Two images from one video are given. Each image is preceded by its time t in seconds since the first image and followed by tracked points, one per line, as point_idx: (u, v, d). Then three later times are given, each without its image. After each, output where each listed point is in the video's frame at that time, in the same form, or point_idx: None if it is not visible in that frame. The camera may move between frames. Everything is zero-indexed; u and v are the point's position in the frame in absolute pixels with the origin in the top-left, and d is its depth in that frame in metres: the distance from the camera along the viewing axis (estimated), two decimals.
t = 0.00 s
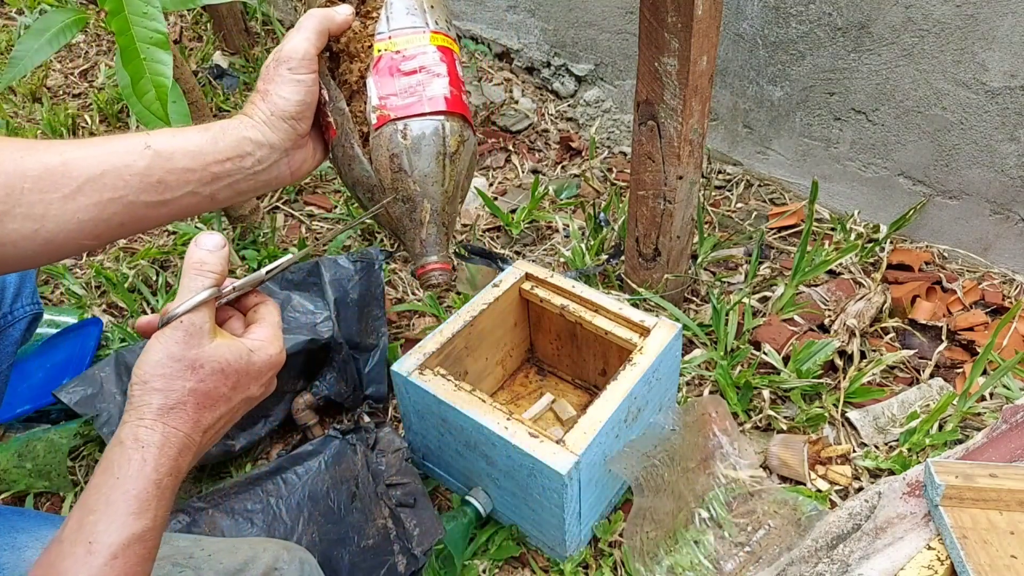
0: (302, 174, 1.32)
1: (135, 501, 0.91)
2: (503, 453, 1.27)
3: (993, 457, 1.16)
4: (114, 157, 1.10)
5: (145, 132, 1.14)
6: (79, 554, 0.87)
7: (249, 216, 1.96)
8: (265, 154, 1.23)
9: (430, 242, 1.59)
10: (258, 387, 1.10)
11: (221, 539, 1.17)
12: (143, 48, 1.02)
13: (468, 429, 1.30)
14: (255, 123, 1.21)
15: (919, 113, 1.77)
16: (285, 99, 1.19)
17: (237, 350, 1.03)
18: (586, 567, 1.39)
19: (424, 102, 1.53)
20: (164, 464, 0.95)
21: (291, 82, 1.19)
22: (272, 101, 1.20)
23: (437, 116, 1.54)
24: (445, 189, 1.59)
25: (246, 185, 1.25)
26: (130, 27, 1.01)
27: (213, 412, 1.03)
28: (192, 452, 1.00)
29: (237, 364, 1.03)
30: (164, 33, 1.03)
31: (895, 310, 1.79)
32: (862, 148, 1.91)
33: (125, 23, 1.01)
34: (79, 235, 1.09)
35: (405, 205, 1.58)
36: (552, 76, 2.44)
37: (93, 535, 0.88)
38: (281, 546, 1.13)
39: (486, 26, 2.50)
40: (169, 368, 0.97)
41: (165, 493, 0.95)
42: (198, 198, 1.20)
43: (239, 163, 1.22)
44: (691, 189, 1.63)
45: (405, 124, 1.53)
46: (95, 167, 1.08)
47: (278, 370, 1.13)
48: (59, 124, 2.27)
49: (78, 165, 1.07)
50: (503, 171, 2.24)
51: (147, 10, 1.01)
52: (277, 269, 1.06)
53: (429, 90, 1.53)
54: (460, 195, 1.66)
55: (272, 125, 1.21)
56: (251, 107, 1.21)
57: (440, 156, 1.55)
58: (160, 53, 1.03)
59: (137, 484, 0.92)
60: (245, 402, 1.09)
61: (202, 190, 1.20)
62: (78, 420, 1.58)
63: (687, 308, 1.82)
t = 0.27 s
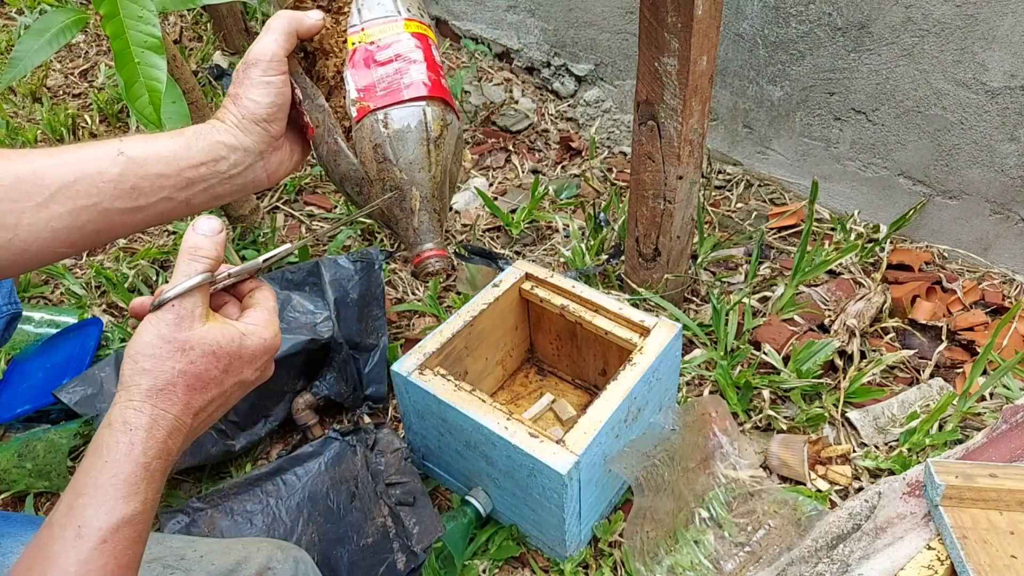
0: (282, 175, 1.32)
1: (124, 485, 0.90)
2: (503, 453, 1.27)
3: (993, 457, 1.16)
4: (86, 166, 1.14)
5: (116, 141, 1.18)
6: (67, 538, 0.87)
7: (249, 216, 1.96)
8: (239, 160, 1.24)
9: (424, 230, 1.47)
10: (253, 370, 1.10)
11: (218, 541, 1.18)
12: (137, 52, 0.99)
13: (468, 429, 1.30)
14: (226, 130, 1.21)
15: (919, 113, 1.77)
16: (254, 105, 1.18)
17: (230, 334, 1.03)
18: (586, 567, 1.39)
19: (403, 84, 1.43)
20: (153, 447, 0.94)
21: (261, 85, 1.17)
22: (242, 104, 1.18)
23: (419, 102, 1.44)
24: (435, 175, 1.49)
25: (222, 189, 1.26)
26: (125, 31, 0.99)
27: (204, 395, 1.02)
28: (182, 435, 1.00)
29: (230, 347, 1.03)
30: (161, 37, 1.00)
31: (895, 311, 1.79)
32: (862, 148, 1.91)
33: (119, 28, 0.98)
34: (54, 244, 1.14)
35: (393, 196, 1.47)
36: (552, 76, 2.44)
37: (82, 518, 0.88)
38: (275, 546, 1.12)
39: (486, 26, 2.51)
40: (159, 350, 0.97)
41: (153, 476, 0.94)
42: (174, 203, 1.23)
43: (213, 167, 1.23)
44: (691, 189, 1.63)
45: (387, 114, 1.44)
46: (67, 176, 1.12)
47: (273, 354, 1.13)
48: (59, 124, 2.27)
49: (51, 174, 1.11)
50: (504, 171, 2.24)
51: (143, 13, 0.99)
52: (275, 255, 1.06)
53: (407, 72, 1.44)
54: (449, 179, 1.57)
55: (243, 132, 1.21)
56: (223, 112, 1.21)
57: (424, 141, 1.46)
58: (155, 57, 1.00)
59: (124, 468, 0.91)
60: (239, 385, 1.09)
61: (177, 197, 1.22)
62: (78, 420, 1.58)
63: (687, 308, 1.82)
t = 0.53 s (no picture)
0: (265, 163, 1.39)
1: (138, 441, 0.92)
2: (503, 453, 1.27)
3: (993, 457, 1.16)
4: (72, 160, 1.20)
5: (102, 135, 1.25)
6: (85, 490, 0.88)
7: (249, 216, 1.96)
8: (222, 150, 1.30)
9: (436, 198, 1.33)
10: (262, 339, 1.09)
11: (218, 540, 1.18)
12: (132, 48, 0.99)
13: (468, 429, 1.30)
14: (207, 123, 1.27)
15: (920, 113, 1.77)
16: (232, 100, 1.23)
17: (240, 300, 1.02)
18: (586, 567, 1.39)
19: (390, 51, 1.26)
20: (165, 406, 0.95)
21: (238, 80, 1.21)
22: (221, 99, 1.23)
23: (412, 69, 1.27)
24: (437, 142, 1.32)
25: (206, 177, 1.33)
26: (119, 28, 0.99)
27: (213, 359, 1.02)
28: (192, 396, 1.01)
29: (239, 313, 1.02)
30: (155, 34, 0.99)
31: (895, 311, 1.79)
32: (862, 148, 1.91)
33: (114, 25, 0.98)
34: (44, 238, 1.20)
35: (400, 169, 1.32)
36: (552, 76, 2.44)
37: (99, 471, 0.89)
38: (274, 546, 1.12)
39: (486, 26, 2.51)
40: (170, 311, 0.97)
41: (166, 433, 0.96)
42: (161, 193, 1.30)
43: (198, 159, 1.29)
44: (691, 189, 1.63)
45: (380, 86, 1.26)
46: (54, 171, 1.18)
47: (284, 324, 1.12)
48: (59, 124, 2.27)
49: (38, 169, 1.16)
50: (504, 171, 2.24)
51: (136, 9, 0.98)
52: (289, 224, 1.04)
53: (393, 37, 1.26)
54: (455, 146, 1.40)
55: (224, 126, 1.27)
56: (203, 105, 1.26)
57: (422, 109, 1.29)
58: (150, 54, 1.00)
59: (138, 425, 0.93)
60: (249, 352, 1.08)
61: (164, 187, 1.29)
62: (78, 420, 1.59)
63: (687, 308, 1.82)
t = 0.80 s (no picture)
0: (258, 156, 1.37)
1: (144, 425, 0.92)
2: (503, 453, 1.27)
3: (993, 457, 1.16)
4: (64, 155, 1.21)
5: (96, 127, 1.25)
6: (93, 473, 0.88)
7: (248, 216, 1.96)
8: (214, 142, 1.29)
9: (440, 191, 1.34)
10: (265, 327, 1.08)
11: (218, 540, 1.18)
12: (133, 50, 0.99)
13: (468, 428, 1.30)
14: (199, 115, 1.25)
15: (920, 113, 1.77)
16: (223, 92, 1.22)
17: (241, 291, 1.01)
18: (586, 567, 1.39)
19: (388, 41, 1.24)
20: (170, 392, 0.96)
21: (232, 73, 1.20)
22: (213, 91, 1.22)
23: (410, 58, 1.26)
24: (437, 135, 1.33)
25: (200, 169, 1.32)
26: (121, 29, 0.98)
27: (216, 349, 1.01)
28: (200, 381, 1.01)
29: (239, 303, 1.01)
30: (156, 36, 0.99)
31: (895, 311, 1.79)
32: (862, 148, 1.91)
33: (116, 27, 0.98)
34: (38, 233, 1.22)
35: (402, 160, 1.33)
36: (552, 76, 2.44)
37: (106, 455, 0.89)
38: (274, 546, 1.12)
39: (486, 26, 2.51)
40: (173, 304, 0.97)
41: (172, 418, 0.96)
42: (154, 187, 1.29)
43: (190, 152, 1.28)
44: (691, 189, 1.63)
45: (379, 78, 1.25)
46: (46, 166, 1.20)
47: (287, 312, 1.10)
48: (59, 124, 2.27)
49: (30, 165, 1.18)
50: (504, 171, 2.24)
51: (139, 11, 0.98)
52: (294, 215, 1.03)
53: (391, 27, 1.24)
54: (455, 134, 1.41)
55: (215, 118, 1.26)
56: (195, 97, 1.25)
57: (422, 101, 1.29)
58: (151, 56, 1.00)
59: (144, 410, 0.93)
60: (253, 340, 1.07)
61: (156, 180, 1.28)
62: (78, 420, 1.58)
63: (687, 308, 1.82)
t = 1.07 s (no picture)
0: (251, 153, 1.38)
1: (171, 417, 0.93)
2: (503, 453, 1.27)
3: (993, 457, 1.15)
4: (59, 154, 1.20)
5: (88, 126, 1.25)
6: (122, 461, 0.88)
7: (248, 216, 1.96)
8: (208, 140, 1.29)
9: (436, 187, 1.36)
10: (287, 328, 1.08)
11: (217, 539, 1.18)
12: (127, 46, 0.99)
13: (468, 428, 1.30)
14: (192, 113, 1.26)
15: (920, 112, 1.77)
16: (216, 91, 1.23)
17: (264, 291, 1.01)
18: (586, 567, 1.38)
19: (388, 39, 1.24)
20: (195, 386, 0.96)
21: (224, 71, 1.21)
22: (205, 89, 1.22)
23: (409, 58, 1.25)
24: (437, 132, 1.35)
25: (194, 167, 1.32)
26: (116, 25, 0.98)
27: (237, 347, 1.01)
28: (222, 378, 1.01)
29: (260, 304, 1.01)
30: (151, 32, 0.99)
31: (895, 310, 1.79)
32: (862, 148, 1.91)
33: (111, 23, 0.98)
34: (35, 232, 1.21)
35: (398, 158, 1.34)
36: (552, 76, 2.44)
37: (134, 443, 0.89)
38: (273, 546, 1.12)
39: (486, 26, 2.51)
40: (198, 300, 0.97)
41: (196, 412, 0.96)
42: (148, 184, 1.29)
43: (184, 150, 1.29)
44: (691, 189, 1.63)
45: (379, 77, 1.25)
46: (42, 164, 1.19)
47: (310, 313, 1.10)
48: (59, 124, 2.28)
49: (27, 164, 1.18)
50: (504, 171, 2.24)
51: (133, 7, 0.98)
52: (318, 214, 1.05)
53: (391, 25, 1.24)
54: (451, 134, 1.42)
55: (209, 116, 1.26)
56: (188, 95, 1.25)
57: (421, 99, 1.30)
58: (146, 53, 1.00)
59: (171, 402, 0.93)
60: (272, 341, 1.07)
61: (150, 178, 1.29)
62: (78, 420, 1.58)
63: (687, 308, 1.82)
